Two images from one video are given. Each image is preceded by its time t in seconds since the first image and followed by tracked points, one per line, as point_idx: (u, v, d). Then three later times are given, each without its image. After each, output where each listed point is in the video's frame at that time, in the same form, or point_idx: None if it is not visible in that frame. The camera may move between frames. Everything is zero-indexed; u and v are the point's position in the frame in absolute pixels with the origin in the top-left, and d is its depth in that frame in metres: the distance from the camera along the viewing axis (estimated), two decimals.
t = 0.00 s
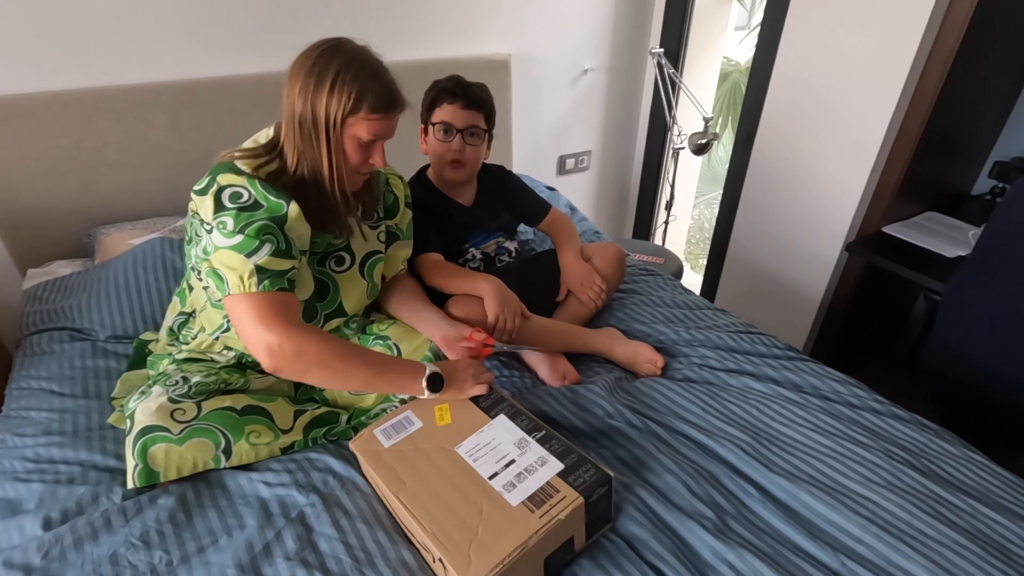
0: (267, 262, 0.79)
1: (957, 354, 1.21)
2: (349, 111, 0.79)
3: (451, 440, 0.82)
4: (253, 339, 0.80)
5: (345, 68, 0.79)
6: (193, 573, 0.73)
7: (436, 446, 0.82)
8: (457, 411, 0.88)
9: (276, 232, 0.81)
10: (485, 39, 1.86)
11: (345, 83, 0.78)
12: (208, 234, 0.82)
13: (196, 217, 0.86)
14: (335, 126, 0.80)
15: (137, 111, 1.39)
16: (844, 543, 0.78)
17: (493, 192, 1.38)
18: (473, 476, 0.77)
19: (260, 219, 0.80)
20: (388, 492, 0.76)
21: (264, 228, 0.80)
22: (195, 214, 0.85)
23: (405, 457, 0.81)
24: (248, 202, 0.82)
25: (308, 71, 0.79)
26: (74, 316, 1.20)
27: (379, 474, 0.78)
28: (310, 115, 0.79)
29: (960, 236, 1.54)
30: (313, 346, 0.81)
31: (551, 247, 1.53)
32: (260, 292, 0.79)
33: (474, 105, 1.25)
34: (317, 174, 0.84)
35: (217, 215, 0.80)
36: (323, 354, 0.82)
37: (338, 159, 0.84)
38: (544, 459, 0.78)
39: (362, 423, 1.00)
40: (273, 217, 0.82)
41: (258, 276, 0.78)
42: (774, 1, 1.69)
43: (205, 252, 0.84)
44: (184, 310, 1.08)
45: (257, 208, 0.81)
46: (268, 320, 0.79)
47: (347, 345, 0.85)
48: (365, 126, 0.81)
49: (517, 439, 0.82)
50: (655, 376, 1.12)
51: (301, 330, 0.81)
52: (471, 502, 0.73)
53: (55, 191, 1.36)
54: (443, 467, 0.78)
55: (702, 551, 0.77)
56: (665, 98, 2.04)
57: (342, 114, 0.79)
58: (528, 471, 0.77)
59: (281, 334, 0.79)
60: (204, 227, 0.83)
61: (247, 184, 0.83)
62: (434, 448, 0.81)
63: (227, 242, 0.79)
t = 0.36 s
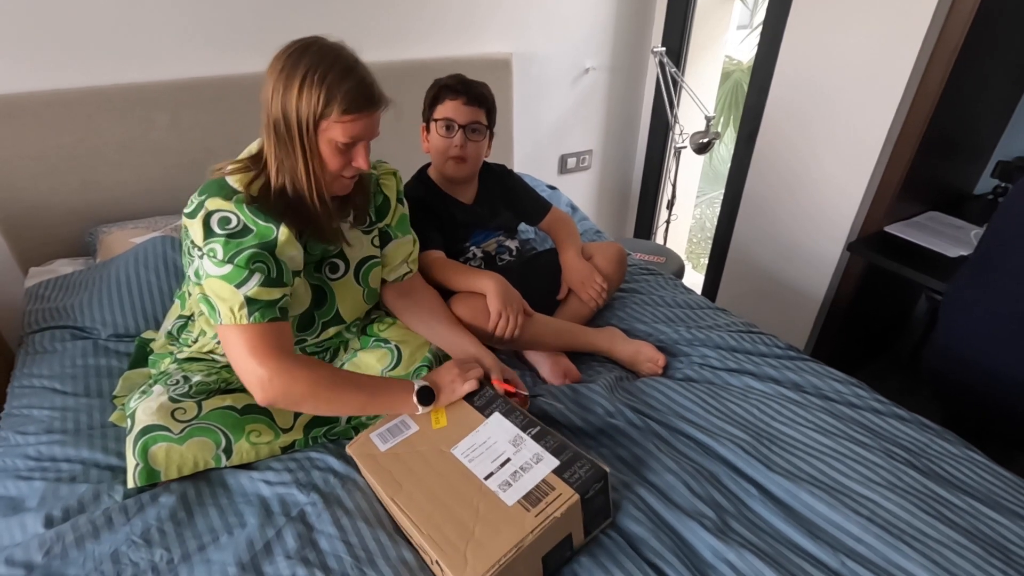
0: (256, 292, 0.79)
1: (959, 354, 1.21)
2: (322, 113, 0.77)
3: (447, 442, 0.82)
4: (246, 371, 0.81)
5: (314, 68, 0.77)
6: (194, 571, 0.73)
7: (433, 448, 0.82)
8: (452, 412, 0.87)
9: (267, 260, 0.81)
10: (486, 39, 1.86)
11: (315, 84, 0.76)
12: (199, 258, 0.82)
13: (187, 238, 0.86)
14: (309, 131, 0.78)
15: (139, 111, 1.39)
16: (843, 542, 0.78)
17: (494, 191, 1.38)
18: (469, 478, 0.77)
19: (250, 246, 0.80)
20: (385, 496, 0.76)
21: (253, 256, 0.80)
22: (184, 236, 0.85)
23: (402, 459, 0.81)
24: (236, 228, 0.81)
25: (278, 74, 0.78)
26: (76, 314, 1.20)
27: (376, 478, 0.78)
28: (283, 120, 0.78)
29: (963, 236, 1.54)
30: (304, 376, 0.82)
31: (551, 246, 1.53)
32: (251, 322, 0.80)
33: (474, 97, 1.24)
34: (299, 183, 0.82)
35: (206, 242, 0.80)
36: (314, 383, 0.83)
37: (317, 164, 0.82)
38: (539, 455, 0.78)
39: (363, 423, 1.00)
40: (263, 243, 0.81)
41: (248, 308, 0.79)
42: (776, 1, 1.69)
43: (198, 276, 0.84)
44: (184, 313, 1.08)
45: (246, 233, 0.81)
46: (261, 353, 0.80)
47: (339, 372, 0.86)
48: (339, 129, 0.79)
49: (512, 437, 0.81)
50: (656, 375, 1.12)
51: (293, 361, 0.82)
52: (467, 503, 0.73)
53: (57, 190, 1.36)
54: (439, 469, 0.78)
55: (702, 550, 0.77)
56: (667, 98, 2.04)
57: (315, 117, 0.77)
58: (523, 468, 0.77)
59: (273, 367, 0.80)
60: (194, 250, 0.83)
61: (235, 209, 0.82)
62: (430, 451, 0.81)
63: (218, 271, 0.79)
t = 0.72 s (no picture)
0: (248, 317, 0.79)
1: (961, 351, 1.20)
2: (307, 122, 0.76)
3: (454, 430, 0.81)
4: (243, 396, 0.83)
5: (295, 75, 0.76)
6: (194, 568, 0.73)
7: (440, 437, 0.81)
8: (461, 397, 0.85)
9: (260, 282, 0.81)
10: (486, 34, 1.85)
11: (297, 93, 0.75)
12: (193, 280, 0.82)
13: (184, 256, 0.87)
14: (295, 141, 0.77)
15: (138, 106, 1.38)
16: (845, 539, 0.78)
17: (497, 187, 1.37)
18: (475, 471, 0.76)
19: (242, 270, 0.80)
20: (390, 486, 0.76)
21: (245, 280, 0.80)
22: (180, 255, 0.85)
23: (408, 449, 0.80)
24: (229, 249, 0.81)
25: (259, 82, 0.77)
26: (76, 311, 1.20)
27: (382, 467, 0.78)
28: (268, 131, 0.77)
29: (966, 232, 1.53)
30: (299, 391, 0.83)
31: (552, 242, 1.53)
32: (242, 347, 0.81)
33: (480, 93, 1.24)
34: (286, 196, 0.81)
35: (199, 264, 0.80)
36: (310, 395, 0.83)
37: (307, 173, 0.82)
38: (548, 450, 0.76)
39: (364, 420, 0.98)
40: (255, 265, 0.81)
41: (239, 333, 0.79)
42: None
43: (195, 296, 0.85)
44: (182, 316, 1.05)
45: (238, 255, 0.81)
46: (253, 375, 0.82)
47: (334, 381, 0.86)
48: (327, 138, 0.78)
49: (519, 426, 0.79)
50: (660, 371, 1.13)
51: (284, 381, 0.83)
52: (473, 497, 0.73)
53: (56, 185, 1.36)
54: (446, 459, 0.78)
55: (703, 547, 0.76)
56: (668, 93, 2.03)
57: (301, 127, 0.76)
58: (530, 463, 0.75)
59: (266, 388, 0.82)
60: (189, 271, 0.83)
61: (227, 230, 0.82)
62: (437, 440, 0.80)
63: (209, 295, 0.80)
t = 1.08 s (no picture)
0: (258, 308, 0.78)
1: (965, 349, 1.20)
2: (295, 116, 0.76)
3: (459, 436, 0.81)
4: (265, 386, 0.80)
5: (280, 70, 0.75)
6: (195, 566, 0.73)
7: (443, 440, 0.81)
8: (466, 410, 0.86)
9: (266, 274, 0.80)
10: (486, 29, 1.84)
11: (282, 87, 0.75)
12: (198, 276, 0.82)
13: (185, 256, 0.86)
14: (285, 137, 0.77)
15: (137, 102, 1.38)
16: (848, 538, 0.78)
17: (498, 184, 1.37)
18: (478, 472, 0.76)
19: (247, 263, 0.80)
20: (392, 484, 0.76)
21: (250, 272, 0.79)
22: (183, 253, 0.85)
23: (411, 449, 0.80)
24: (232, 244, 0.80)
25: (246, 80, 0.76)
26: (75, 308, 1.19)
27: (383, 466, 0.77)
28: (259, 128, 0.77)
29: (969, 229, 1.53)
30: (320, 379, 0.79)
31: (553, 239, 1.52)
32: (257, 340, 0.79)
33: (485, 90, 1.23)
34: (281, 193, 0.81)
35: (202, 260, 0.80)
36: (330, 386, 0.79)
37: (300, 169, 0.81)
38: (551, 458, 0.77)
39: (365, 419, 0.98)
40: (260, 257, 0.81)
41: (251, 326, 0.78)
42: None
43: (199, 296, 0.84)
44: (182, 314, 1.07)
45: (242, 249, 0.80)
46: (274, 359, 0.79)
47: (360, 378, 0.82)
48: (317, 132, 0.78)
49: (523, 439, 0.81)
50: (660, 369, 1.12)
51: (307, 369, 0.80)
52: (476, 496, 0.72)
53: (55, 182, 1.35)
54: (448, 460, 0.78)
55: (706, 546, 0.76)
56: (670, 89, 2.02)
57: (290, 122, 0.76)
58: (534, 469, 0.76)
59: (287, 374, 0.79)
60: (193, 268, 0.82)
61: (229, 225, 0.81)
62: (440, 443, 0.80)
63: (217, 291, 0.79)
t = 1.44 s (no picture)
0: (257, 317, 0.81)
1: (970, 349, 1.19)
2: (285, 108, 0.77)
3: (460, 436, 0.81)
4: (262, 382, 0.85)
5: (270, 63, 0.76)
6: (196, 566, 0.72)
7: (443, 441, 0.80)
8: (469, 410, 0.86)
9: (269, 279, 0.81)
10: (489, 26, 1.83)
11: (271, 80, 0.76)
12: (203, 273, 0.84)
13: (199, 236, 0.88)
14: (277, 130, 0.78)
15: (138, 99, 1.37)
16: (852, 539, 0.77)
17: (502, 183, 1.36)
18: (478, 473, 0.75)
19: (250, 269, 0.81)
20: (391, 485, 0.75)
21: (253, 279, 0.80)
22: (189, 244, 0.86)
23: (411, 450, 0.79)
24: (238, 246, 0.81)
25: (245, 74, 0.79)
26: (76, 305, 1.19)
27: (383, 467, 0.77)
28: (256, 122, 0.79)
29: (973, 228, 1.52)
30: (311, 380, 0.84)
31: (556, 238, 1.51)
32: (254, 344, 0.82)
33: (488, 87, 1.22)
34: (279, 185, 0.83)
35: (210, 257, 0.81)
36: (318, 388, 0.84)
37: (297, 161, 0.82)
38: (553, 457, 0.76)
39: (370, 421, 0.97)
40: (263, 262, 0.81)
41: (250, 332, 0.81)
42: None
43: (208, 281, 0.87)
44: (189, 312, 1.07)
45: (248, 252, 0.81)
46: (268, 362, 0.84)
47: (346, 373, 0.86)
48: (308, 123, 0.78)
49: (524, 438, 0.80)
50: (665, 369, 1.11)
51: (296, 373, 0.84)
52: (476, 496, 0.72)
53: (55, 179, 1.35)
54: (448, 461, 0.77)
55: (709, 547, 0.76)
56: (673, 87, 2.01)
57: (283, 111, 0.77)
58: (536, 468, 0.75)
59: (280, 378, 0.84)
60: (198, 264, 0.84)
61: (236, 223, 0.81)
62: (440, 443, 0.80)
63: (219, 295, 0.81)
